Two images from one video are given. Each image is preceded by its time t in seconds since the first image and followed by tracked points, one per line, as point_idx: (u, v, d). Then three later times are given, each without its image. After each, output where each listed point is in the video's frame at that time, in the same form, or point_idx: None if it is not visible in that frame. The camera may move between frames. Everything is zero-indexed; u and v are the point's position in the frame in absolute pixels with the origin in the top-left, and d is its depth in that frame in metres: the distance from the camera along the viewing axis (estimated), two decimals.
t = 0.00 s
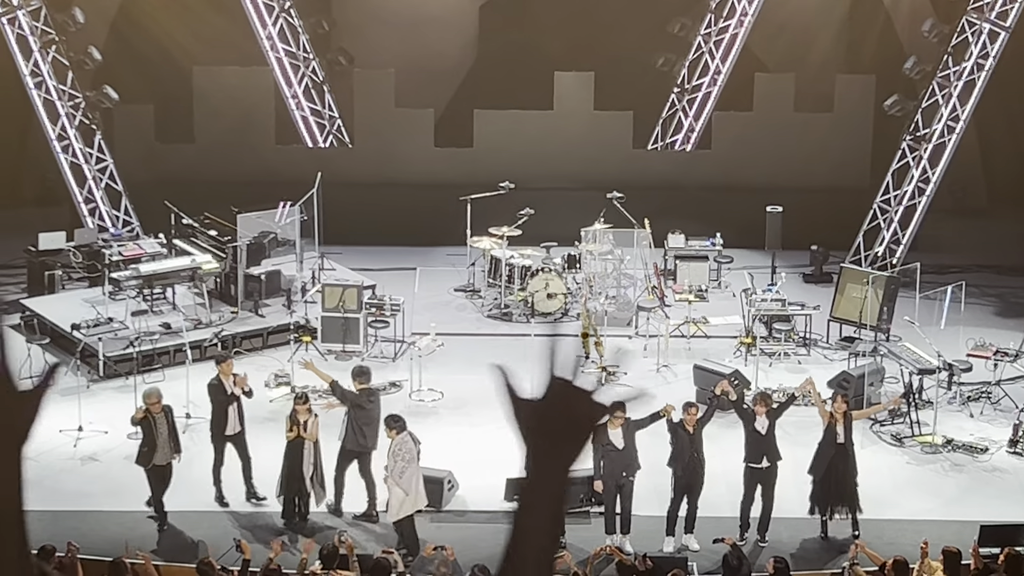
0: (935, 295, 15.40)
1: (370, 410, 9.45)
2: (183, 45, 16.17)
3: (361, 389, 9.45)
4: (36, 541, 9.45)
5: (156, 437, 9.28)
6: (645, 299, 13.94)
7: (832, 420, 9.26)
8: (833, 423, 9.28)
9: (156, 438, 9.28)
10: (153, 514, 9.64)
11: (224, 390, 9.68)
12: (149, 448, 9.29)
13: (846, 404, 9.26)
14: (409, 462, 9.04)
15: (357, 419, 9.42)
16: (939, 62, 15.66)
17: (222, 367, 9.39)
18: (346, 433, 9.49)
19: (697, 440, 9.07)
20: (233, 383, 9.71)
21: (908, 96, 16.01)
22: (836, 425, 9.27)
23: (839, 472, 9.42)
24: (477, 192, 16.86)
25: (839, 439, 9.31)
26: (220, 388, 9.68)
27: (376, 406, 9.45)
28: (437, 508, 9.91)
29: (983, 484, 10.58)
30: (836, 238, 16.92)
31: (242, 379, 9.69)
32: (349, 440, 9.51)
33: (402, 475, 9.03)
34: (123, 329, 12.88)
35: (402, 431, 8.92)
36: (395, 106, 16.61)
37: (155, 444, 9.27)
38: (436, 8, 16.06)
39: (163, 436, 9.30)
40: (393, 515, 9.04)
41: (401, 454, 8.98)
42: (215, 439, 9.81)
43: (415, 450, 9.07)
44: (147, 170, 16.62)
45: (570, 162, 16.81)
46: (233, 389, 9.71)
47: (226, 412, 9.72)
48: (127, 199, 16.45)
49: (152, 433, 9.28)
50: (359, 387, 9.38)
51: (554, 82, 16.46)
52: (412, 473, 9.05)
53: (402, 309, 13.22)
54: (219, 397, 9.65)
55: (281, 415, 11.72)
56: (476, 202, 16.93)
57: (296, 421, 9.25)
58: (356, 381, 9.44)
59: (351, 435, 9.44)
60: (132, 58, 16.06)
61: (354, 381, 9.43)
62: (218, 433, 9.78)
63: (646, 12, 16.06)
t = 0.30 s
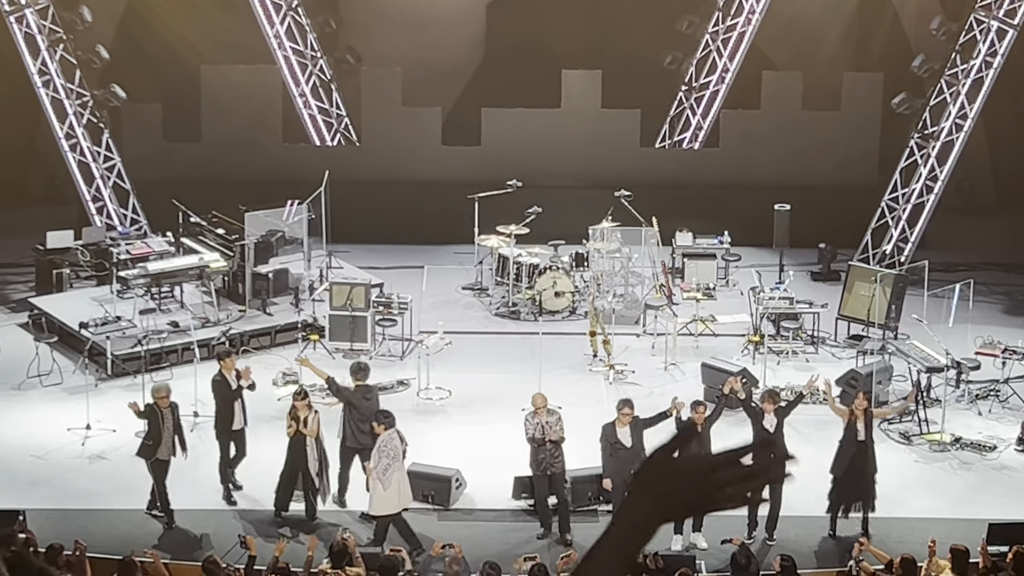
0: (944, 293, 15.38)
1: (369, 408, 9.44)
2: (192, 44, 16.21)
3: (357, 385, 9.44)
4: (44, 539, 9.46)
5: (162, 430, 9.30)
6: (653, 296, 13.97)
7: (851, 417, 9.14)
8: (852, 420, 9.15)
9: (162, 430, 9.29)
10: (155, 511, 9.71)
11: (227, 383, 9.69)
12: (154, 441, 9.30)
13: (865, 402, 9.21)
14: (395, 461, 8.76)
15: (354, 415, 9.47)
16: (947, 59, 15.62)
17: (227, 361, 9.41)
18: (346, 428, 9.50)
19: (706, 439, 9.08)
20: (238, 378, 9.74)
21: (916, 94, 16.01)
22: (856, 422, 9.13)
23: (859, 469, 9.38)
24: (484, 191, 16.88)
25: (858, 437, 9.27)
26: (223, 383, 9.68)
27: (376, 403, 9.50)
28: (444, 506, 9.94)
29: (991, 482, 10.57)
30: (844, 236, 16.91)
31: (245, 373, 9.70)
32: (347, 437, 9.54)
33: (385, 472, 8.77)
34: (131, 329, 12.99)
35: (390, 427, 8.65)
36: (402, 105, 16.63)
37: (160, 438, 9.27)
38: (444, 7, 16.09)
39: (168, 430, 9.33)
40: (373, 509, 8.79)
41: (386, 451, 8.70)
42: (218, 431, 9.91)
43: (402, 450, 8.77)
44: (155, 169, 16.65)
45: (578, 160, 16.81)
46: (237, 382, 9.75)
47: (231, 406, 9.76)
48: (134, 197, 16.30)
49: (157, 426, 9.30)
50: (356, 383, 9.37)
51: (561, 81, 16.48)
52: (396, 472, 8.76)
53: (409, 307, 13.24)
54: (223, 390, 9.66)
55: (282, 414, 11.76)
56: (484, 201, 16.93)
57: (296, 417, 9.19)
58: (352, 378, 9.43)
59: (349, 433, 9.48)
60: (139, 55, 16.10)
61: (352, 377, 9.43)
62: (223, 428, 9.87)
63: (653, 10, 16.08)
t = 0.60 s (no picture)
0: (949, 290, 15.37)
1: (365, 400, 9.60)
2: (197, 42, 16.17)
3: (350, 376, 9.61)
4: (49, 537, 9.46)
5: (163, 424, 9.34)
6: (658, 294, 13.91)
7: (861, 416, 9.31)
8: (863, 418, 9.32)
9: (163, 425, 9.34)
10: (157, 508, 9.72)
11: (233, 375, 9.79)
12: (156, 434, 9.34)
13: (877, 401, 9.34)
14: (381, 454, 9.11)
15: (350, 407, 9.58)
16: (953, 56, 15.69)
17: (231, 352, 9.54)
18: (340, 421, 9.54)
19: (710, 436, 9.09)
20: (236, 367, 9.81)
21: (922, 92, 15.94)
22: (866, 420, 9.31)
23: (873, 466, 9.43)
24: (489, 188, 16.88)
25: (870, 434, 9.34)
26: (227, 377, 9.78)
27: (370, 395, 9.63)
28: (450, 503, 9.96)
29: (996, 480, 10.57)
30: (849, 234, 16.90)
31: (251, 366, 9.79)
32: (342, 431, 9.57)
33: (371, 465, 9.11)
34: (137, 327, 13.07)
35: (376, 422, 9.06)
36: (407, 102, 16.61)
37: (161, 432, 9.32)
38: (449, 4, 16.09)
39: (169, 424, 9.37)
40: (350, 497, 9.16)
41: (373, 446, 9.05)
42: (220, 424, 9.91)
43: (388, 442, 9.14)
44: (160, 167, 16.60)
45: (583, 158, 16.81)
46: (240, 374, 9.83)
47: (236, 400, 9.81)
48: (139, 195, 16.52)
49: (160, 420, 9.34)
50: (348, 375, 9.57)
51: (567, 78, 16.48)
52: (382, 464, 9.09)
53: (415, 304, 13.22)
54: (229, 382, 9.76)
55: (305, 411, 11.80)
56: (490, 198, 16.94)
57: (286, 412, 9.36)
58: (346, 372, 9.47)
59: (343, 426, 9.50)
60: (144, 54, 16.06)
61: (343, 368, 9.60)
62: (226, 422, 9.89)
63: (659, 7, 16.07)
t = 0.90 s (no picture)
0: (957, 286, 15.35)
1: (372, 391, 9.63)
2: (204, 38, 16.25)
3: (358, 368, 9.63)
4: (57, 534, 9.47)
5: (170, 421, 9.33)
6: (666, 290, 13.90)
7: (869, 412, 9.28)
8: (870, 415, 9.29)
9: (170, 421, 9.33)
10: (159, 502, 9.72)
11: (240, 367, 9.86)
12: (164, 431, 9.35)
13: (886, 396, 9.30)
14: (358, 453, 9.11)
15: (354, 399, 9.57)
16: (961, 50, 15.59)
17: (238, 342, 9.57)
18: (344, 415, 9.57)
19: (718, 431, 9.09)
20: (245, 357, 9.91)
21: (930, 87, 15.96)
22: (873, 415, 9.29)
23: (882, 462, 9.42)
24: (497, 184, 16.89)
25: (879, 431, 9.30)
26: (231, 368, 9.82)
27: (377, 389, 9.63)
28: (457, 499, 9.98)
29: (1005, 476, 10.55)
30: (857, 229, 16.89)
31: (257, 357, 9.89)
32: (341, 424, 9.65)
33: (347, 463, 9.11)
34: (144, 322, 13.10)
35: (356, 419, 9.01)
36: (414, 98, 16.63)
37: (169, 428, 9.32)
38: None
39: (176, 419, 9.36)
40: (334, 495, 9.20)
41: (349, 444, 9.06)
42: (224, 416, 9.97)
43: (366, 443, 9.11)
44: (168, 163, 16.67)
45: (590, 154, 16.79)
46: (247, 365, 9.93)
47: (240, 388, 9.85)
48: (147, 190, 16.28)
49: (166, 415, 9.32)
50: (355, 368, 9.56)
51: (574, 74, 16.48)
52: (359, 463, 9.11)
53: (422, 300, 13.33)
54: (233, 372, 9.79)
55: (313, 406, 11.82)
56: (498, 194, 16.94)
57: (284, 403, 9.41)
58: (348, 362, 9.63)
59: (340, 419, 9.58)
60: (148, 47, 16.14)
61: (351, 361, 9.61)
62: (228, 413, 9.92)
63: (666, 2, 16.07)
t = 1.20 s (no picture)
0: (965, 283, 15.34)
1: (375, 387, 9.69)
2: (212, 36, 16.20)
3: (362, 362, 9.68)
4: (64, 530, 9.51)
5: (179, 416, 9.41)
6: (673, 287, 14.01)
7: (871, 409, 9.31)
8: (873, 413, 9.30)
9: (179, 416, 9.41)
10: (165, 500, 9.77)
11: (240, 363, 9.96)
12: (175, 429, 9.41)
13: (888, 392, 9.35)
14: (335, 446, 9.16)
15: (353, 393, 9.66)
16: (970, 48, 15.58)
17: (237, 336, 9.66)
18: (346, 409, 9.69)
19: (726, 430, 9.10)
20: (248, 354, 10.00)
21: (939, 85, 15.92)
22: (877, 412, 9.31)
23: (886, 458, 9.46)
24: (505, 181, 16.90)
25: (882, 427, 9.33)
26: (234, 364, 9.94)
27: (380, 384, 9.69)
28: (464, 496, 9.99)
29: (1013, 473, 10.55)
30: (865, 227, 16.99)
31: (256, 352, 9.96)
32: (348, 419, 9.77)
33: (325, 455, 9.17)
34: (153, 320, 13.12)
35: (337, 413, 9.07)
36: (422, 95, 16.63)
37: (178, 424, 9.40)
38: None
39: (182, 414, 9.44)
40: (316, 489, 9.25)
41: (326, 436, 9.12)
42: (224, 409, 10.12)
43: (346, 436, 9.16)
44: (176, 161, 16.66)
45: (598, 151, 16.82)
46: (248, 361, 10.00)
47: (241, 385, 9.97)
48: (155, 187, 16.48)
49: (172, 410, 9.41)
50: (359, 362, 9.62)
51: (582, 72, 16.41)
52: (337, 456, 9.15)
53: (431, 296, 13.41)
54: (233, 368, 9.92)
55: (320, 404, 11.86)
56: (506, 191, 16.96)
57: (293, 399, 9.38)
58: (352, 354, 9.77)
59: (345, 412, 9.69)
60: (161, 48, 16.09)
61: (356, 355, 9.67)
62: (228, 407, 10.04)
63: None
